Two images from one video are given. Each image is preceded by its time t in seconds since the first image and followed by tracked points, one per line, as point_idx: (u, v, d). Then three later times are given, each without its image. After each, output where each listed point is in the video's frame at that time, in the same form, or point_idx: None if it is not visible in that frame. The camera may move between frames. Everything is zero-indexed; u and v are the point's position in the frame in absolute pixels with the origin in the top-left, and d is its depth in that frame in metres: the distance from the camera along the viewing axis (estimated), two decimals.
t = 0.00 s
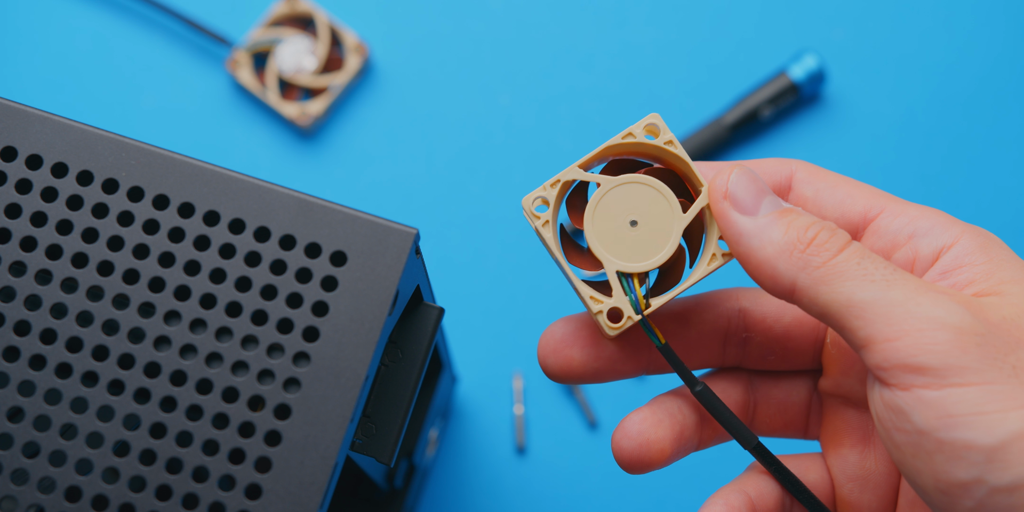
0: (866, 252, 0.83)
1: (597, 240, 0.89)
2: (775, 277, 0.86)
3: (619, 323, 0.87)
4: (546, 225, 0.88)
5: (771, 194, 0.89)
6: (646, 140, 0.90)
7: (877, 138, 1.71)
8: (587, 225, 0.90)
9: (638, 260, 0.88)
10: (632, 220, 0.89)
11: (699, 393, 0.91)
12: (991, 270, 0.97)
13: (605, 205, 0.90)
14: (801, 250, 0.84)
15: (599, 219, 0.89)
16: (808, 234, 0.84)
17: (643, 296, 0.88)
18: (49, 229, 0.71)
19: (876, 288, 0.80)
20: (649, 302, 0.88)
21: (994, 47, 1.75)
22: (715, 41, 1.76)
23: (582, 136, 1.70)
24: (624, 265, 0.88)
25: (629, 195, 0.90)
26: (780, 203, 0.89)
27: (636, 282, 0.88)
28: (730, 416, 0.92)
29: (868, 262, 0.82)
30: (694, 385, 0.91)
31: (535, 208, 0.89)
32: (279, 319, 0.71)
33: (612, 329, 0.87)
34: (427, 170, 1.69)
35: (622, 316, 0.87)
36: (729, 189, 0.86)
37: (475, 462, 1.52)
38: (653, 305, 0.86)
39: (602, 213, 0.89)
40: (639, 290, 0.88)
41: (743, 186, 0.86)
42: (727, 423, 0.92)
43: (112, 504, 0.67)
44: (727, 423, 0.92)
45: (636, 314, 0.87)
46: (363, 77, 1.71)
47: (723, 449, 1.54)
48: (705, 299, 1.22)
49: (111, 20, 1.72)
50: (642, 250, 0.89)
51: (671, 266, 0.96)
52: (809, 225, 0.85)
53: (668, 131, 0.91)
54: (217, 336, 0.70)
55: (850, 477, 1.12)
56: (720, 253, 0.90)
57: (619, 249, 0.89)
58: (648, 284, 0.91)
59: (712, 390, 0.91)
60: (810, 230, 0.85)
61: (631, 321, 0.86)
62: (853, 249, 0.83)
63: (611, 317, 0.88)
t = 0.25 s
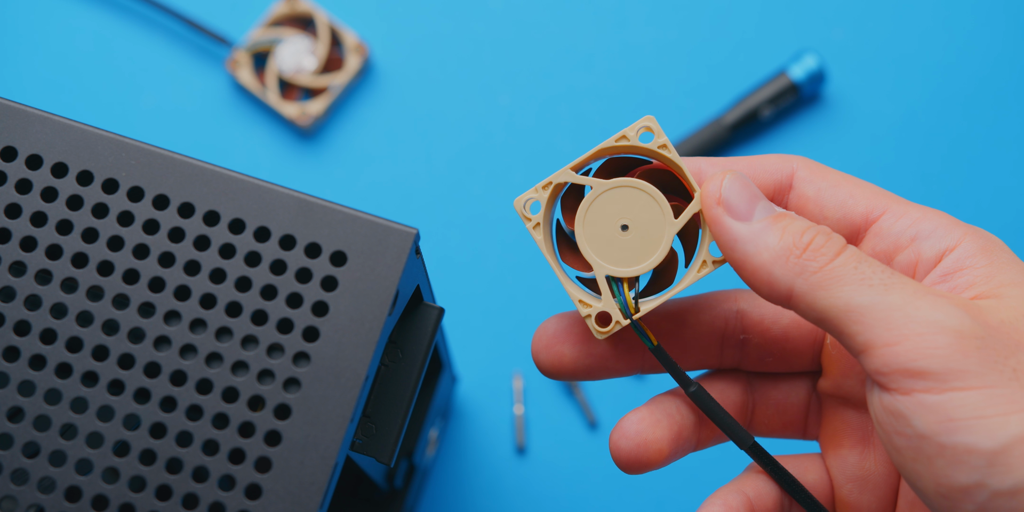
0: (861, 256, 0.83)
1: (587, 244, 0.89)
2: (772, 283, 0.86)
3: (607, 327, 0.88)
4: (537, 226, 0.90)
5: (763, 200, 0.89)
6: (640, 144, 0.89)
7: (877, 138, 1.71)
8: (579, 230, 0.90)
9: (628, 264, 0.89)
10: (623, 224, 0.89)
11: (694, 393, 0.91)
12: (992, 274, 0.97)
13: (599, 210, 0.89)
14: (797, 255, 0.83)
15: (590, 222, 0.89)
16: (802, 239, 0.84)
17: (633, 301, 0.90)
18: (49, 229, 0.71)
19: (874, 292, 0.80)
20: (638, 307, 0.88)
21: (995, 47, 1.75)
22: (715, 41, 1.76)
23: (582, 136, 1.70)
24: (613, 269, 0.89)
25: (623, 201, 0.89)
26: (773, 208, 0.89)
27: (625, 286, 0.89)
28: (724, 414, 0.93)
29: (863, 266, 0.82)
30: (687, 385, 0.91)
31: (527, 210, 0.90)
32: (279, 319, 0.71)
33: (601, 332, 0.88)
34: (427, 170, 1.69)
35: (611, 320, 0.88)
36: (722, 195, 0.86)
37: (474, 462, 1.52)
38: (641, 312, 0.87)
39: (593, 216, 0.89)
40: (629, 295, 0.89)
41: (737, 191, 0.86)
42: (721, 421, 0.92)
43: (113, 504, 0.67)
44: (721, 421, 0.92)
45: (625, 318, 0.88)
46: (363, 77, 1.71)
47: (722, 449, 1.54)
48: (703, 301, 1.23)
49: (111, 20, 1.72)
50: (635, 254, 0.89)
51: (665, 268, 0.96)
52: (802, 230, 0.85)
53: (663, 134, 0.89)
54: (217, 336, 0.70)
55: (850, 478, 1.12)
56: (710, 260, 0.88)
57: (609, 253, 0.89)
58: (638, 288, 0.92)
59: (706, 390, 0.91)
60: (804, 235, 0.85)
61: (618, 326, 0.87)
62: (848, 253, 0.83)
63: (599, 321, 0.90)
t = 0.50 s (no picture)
0: (861, 257, 0.83)
1: (587, 246, 0.89)
2: (771, 285, 0.86)
3: (607, 329, 0.88)
4: (537, 228, 0.90)
5: (763, 201, 0.89)
6: (639, 146, 0.89)
7: (877, 138, 1.71)
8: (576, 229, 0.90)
9: (627, 266, 0.89)
10: (623, 226, 0.89)
11: (693, 395, 0.91)
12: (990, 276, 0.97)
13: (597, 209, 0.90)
14: (796, 256, 0.84)
15: (589, 224, 0.89)
16: (802, 240, 0.84)
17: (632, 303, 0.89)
18: (49, 229, 0.71)
19: (873, 294, 0.80)
20: (638, 309, 0.88)
21: (994, 47, 1.76)
22: (715, 41, 1.76)
23: (582, 136, 1.70)
24: (613, 271, 0.88)
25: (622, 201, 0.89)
26: (772, 210, 0.90)
27: (625, 288, 0.89)
28: (723, 417, 0.93)
29: (863, 267, 0.82)
30: (687, 388, 0.91)
31: (526, 211, 0.90)
32: (279, 319, 0.71)
33: (600, 334, 0.88)
34: (427, 170, 1.69)
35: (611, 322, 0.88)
36: (722, 196, 0.86)
37: (474, 463, 1.52)
38: (641, 313, 0.87)
39: (593, 218, 0.89)
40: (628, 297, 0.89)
41: (736, 193, 0.86)
42: (720, 423, 0.92)
43: (112, 504, 0.67)
44: (720, 421, 0.92)
45: (625, 320, 0.88)
46: (363, 77, 1.71)
47: (722, 449, 1.54)
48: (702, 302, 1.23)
49: (111, 20, 1.72)
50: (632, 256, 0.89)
51: (664, 269, 0.97)
52: (802, 231, 0.85)
53: (662, 135, 0.89)
54: (217, 336, 0.70)
55: (849, 480, 1.12)
56: (710, 261, 0.88)
57: (609, 255, 0.89)
58: (638, 289, 0.92)
59: (705, 392, 0.91)
60: (803, 236, 0.85)
61: (618, 327, 0.87)
62: (848, 254, 0.83)
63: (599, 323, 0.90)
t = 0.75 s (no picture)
0: (861, 258, 0.83)
1: (586, 245, 0.89)
2: (771, 285, 0.86)
3: (606, 328, 0.89)
4: (536, 227, 0.90)
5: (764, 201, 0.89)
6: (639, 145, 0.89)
7: (877, 138, 1.71)
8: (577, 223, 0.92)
9: (627, 265, 0.89)
10: (623, 225, 0.89)
11: (693, 393, 0.91)
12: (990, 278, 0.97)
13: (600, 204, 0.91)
14: (796, 257, 0.84)
15: (589, 223, 0.89)
16: (801, 241, 0.84)
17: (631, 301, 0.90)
18: (49, 229, 0.71)
19: (873, 295, 0.80)
20: (637, 308, 0.89)
21: (995, 47, 1.75)
22: (715, 41, 1.76)
23: (582, 136, 1.70)
24: (612, 271, 0.89)
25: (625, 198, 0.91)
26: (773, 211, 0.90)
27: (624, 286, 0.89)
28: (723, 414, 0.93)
29: (862, 268, 0.82)
30: (687, 385, 0.91)
31: (526, 210, 0.90)
32: (279, 319, 0.71)
33: (600, 333, 0.88)
34: (427, 170, 1.69)
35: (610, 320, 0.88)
36: (721, 197, 0.86)
37: (474, 462, 1.52)
38: (641, 311, 0.87)
39: (593, 217, 0.89)
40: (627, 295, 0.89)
41: (737, 193, 0.86)
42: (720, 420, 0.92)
43: (112, 504, 0.67)
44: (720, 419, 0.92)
45: (624, 318, 0.88)
46: (363, 77, 1.71)
47: (722, 449, 1.54)
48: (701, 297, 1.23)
49: (111, 20, 1.72)
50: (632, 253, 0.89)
51: (664, 268, 0.97)
52: (802, 232, 0.85)
53: (662, 134, 0.89)
54: (217, 336, 0.70)
55: (849, 479, 1.12)
56: (709, 261, 0.89)
57: (608, 254, 0.89)
58: (637, 287, 0.92)
59: (706, 390, 0.91)
60: (803, 237, 0.85)
61: (617, 326, 0.88)
62: (847, 256, 0.83)
63: (598, 321, 0.90)
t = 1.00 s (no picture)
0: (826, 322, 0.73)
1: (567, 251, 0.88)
2: (734, 356, 0.76)
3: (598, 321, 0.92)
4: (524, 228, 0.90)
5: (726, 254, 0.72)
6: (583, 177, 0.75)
7: (877, 138, 1.71)
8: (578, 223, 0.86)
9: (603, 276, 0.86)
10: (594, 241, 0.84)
11: (704, 367, 0.93)
12: (986, 285, 0.90)
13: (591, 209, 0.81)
14: (756, 334, 0.73)
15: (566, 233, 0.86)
16: (763, 312, 0.72)
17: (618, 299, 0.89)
18: (49, 229, 0.71)
19: (840, 365, 0.74)
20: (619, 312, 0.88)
21: (995, 47, 1.75)
22: (715, 40, 1.76)
23: (582, 136, 1.70)
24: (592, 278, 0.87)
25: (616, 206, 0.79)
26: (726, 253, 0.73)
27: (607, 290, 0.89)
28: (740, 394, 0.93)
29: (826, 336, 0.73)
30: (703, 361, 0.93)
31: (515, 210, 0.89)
32: (279, 319, 0.71)
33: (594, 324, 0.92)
34: (427, 170, 1.69)
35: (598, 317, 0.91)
36: (667, 283, 0.69)
37: (475, 462, 1.52)
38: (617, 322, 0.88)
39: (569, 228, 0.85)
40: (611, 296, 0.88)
41: (686, 272, 0.68)
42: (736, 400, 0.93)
43: (113, 504, 0.67)
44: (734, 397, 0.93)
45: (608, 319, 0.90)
46: (363, 77, 1.71)
47: (723, 449, 1.54)
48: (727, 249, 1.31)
49: (111, 20, 1.72)
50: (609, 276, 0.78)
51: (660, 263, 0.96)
52: (763, 298, 0.72)
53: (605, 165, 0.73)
54: (217, 336, 0.70)
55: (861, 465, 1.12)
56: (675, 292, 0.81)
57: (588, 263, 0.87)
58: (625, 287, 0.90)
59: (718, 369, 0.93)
60: (764, 304, 0.72)
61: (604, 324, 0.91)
62: (812, 323, 0.73)
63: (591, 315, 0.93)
